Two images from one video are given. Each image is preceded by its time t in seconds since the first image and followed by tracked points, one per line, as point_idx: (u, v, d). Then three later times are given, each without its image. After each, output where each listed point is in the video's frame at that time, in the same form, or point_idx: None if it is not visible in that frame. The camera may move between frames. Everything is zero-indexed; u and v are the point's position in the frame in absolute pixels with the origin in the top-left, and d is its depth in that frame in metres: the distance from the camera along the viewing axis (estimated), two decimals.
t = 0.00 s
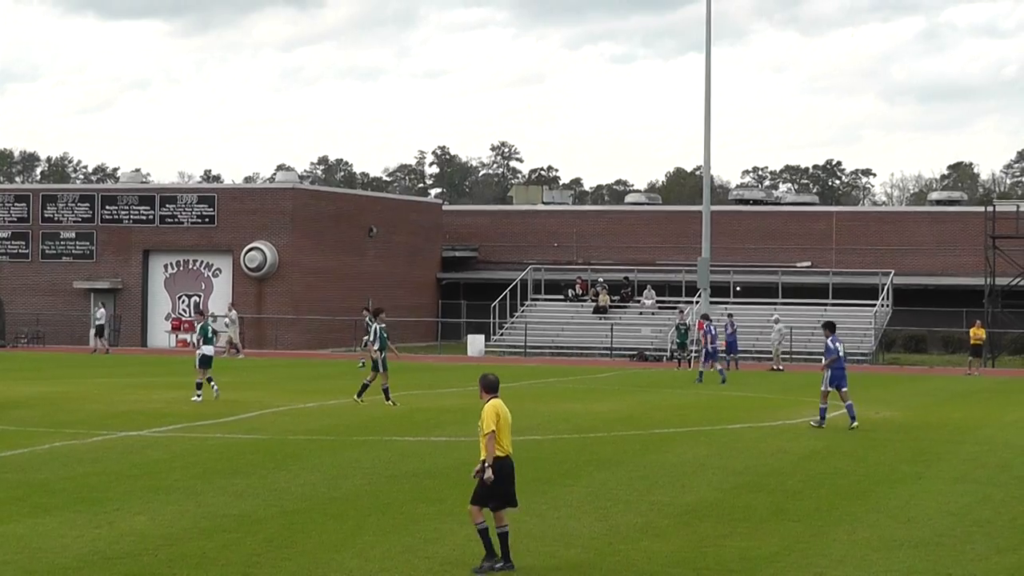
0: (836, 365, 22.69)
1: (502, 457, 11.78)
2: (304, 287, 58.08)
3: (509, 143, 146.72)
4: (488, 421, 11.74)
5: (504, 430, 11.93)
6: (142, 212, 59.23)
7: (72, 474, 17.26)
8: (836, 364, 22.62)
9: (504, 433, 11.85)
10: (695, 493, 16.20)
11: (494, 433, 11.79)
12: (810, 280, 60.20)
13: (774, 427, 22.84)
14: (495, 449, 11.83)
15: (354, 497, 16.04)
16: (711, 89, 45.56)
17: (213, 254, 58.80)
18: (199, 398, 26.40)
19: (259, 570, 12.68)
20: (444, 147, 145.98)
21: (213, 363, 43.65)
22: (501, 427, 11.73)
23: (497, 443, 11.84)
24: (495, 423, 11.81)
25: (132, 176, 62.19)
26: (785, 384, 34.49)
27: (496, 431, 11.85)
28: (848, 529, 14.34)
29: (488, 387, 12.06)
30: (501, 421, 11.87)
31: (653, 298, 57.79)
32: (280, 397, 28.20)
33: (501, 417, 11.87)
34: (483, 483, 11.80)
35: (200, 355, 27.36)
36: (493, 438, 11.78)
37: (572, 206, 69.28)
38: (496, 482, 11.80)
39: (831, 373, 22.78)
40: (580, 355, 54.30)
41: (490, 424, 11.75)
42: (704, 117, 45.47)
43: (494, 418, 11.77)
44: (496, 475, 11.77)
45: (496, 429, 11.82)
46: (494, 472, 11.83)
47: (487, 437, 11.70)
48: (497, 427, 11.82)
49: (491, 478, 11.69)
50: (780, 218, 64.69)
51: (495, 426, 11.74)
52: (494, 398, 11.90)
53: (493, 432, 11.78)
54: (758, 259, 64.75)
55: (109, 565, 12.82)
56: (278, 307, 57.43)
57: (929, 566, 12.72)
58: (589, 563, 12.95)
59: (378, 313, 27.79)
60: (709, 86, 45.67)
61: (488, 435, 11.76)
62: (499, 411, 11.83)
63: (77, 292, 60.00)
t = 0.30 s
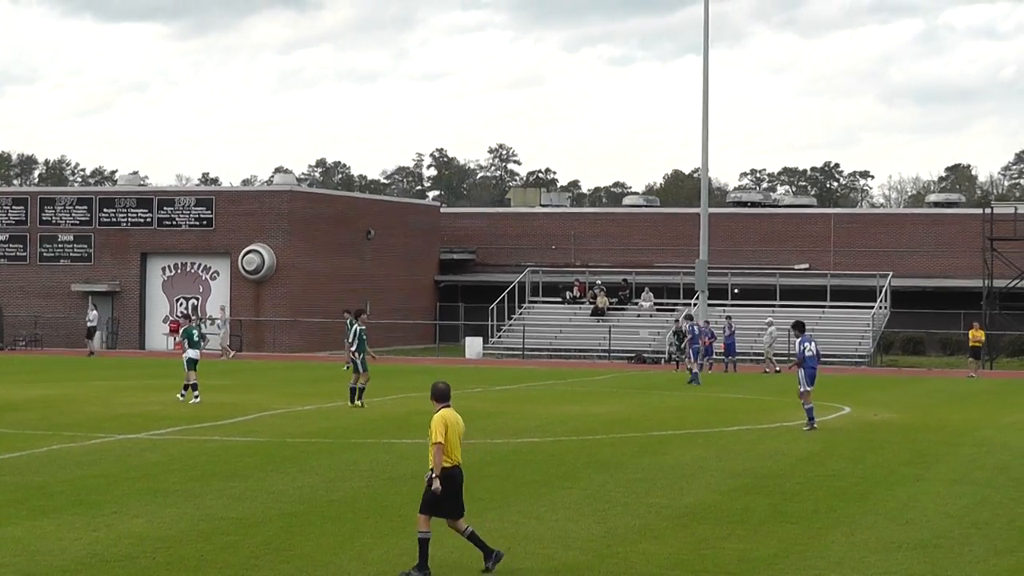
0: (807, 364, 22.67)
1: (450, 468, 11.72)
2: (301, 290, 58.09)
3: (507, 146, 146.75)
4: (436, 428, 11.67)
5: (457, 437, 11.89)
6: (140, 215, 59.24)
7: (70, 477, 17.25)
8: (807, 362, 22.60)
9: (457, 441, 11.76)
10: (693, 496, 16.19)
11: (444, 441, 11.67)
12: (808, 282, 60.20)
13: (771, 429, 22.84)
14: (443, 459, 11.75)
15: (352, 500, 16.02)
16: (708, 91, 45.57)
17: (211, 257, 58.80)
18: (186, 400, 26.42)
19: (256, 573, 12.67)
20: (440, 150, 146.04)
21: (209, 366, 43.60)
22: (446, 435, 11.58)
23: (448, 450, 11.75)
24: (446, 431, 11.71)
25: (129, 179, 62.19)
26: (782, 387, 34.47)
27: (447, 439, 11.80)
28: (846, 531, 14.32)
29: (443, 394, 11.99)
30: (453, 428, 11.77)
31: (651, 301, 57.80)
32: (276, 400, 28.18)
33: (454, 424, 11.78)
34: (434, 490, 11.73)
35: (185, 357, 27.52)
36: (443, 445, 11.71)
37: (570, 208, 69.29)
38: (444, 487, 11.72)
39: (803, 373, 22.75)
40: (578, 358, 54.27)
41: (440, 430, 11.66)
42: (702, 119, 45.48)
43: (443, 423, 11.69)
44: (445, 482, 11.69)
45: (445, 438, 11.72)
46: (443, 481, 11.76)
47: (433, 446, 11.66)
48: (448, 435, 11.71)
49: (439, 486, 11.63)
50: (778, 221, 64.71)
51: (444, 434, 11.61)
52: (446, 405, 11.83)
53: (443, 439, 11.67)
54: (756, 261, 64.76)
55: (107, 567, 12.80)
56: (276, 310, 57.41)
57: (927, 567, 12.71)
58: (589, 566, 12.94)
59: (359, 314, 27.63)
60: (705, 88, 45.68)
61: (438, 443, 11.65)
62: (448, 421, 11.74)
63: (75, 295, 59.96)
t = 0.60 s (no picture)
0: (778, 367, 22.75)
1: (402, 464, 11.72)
2: (299, 290, 58.08)
3: (506, 147, 146.83)
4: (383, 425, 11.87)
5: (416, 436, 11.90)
6: (139, 214, 59.23)
7: (68, 477, 17.24)
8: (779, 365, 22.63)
9: (412, 437, 11.81)
10: (691, 497, 16.20)
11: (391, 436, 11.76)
12: (807, 284, 60.21)
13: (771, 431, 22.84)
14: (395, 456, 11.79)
15: (351, 500, 16.03)
16: (708, 93, 45.57)
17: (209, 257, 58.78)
18: (179, 400, 26.54)
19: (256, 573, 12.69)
20: (439, 151, 146.07)
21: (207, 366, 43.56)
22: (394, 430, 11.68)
23: (398, 446, 11.80)
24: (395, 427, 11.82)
25: (128, 179, 62.18)
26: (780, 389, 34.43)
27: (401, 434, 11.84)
28: (844, 534, 14.34)
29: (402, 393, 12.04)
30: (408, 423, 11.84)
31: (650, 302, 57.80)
32: (274, 400, 28.17)
33: (411, 421, 11.85)
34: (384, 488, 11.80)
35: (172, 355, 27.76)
36: (389, 442, 11.77)
37: (569, 210, 69.26)
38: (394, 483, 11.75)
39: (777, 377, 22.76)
40: (577, 360, 54.29)
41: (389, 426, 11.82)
42: (702, 121, 45.47)
43: (393, 420, 11.83)
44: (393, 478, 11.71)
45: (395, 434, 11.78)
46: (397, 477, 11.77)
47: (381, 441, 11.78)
48: (400, 431, 11.78)
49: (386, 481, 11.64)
50: (777, 223, 64.71)
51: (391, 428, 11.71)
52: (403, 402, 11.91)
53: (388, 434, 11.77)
54: (755, 263, 64.76)
55: (105, 567, 12.80)
56: (275, 310, 57.40)
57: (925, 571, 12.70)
58: (587, 567, 12.93)
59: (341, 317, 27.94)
60: (705, 90, 45.68)
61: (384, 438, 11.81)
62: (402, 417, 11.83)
63: (73, 295, 59.94)
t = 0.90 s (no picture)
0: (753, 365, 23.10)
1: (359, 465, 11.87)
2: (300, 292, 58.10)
3: (506, 148, 146.88)
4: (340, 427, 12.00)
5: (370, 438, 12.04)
6: (139, 216, 59.25)
7: (69, 478, 17.25)
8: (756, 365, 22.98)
9: (367, 440, 11.98)
10: (691, 498, 16.21)
11: (349, 436, 11.91)
12: (807, 286, 60.23)
13: (773, 432, 22.85)
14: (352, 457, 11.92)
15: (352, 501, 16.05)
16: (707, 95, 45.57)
17: (209, 258, 58.79)
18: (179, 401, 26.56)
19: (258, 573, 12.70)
20: (439, 152, 146.09)
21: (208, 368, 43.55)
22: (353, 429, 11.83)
23: (356, 448, 11.94)
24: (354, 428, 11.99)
25: (128, 181, 62.19)
26: (779, 391, 34.42)
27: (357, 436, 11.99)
28: (844, 535, 14.35)
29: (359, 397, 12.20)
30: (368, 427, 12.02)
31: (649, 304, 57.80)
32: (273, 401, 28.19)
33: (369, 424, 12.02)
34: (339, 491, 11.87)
35: (163, 357, 27.94)
36: (347, 443, 11.90)
37: (569, 211, 69.27)
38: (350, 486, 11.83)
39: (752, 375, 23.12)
40: (577, 361, 54.30)
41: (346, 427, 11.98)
42: (701, 122, 45.48)
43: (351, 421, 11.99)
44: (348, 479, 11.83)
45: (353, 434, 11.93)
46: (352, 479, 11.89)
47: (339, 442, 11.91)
48: (358, 433, 11.93)
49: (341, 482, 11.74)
50: (777, 224, 64.71)
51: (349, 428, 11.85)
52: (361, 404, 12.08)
53: (347, 435, 11.92)
54: (755, 264, 64.77)
55: (105, 568, 12.79)
56: (276, 312, 57.42)
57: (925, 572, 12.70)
58: (587, 568, 12.93)
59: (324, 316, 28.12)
60: (705, 92, 45.66)
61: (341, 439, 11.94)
62: (361, 419, 11.99)
63: (74, 296, 59.96)
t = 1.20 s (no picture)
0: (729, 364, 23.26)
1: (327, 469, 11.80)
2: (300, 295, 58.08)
3: (505, 150, 147.00)
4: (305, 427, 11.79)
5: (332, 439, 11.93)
6: (139, 219, 59.26)
7: (69, 481, 17.27)
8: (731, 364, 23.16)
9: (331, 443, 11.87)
10: (692, 500, 16.20)
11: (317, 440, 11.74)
12: (806, 287, 60.24)
13: (773, 433, 22.84)
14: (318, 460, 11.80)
15: (352, 503, 16.05)
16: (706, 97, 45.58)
17: (208, 261, 58.78)
18: (179, 405, 26.58)
19: None
20: (439, 154, 146.12)
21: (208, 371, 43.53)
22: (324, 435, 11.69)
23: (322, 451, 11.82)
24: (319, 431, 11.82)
25: (127, 184, 62.22)
26: (777, 391, 34.44)
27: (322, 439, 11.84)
28: (844, 536, 14.35)
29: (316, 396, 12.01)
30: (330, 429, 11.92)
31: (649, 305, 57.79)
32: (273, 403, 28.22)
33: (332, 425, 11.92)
34: (302, 495, 11.75)
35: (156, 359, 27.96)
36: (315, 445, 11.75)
37: (568, 212, 69.29)
38: (317, 490, 11.72)
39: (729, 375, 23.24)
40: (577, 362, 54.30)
41: (311, 429, 11.81)
42: (700, 123, 45.47)
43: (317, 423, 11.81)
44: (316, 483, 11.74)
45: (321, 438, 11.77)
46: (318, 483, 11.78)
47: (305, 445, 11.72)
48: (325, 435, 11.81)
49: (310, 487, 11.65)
50: (776, 225, 64.72)
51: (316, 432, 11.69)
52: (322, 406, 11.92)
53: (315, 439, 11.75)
54: (755, 265, 64.78)
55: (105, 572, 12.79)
56: (275, 315, 57.41)
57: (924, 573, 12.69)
58: (587, 571, 12.92)
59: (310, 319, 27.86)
60: (704, 93, 45.66)
61: (307, 442, 11.77)
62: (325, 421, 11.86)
63: (73, 299, 59.98)
